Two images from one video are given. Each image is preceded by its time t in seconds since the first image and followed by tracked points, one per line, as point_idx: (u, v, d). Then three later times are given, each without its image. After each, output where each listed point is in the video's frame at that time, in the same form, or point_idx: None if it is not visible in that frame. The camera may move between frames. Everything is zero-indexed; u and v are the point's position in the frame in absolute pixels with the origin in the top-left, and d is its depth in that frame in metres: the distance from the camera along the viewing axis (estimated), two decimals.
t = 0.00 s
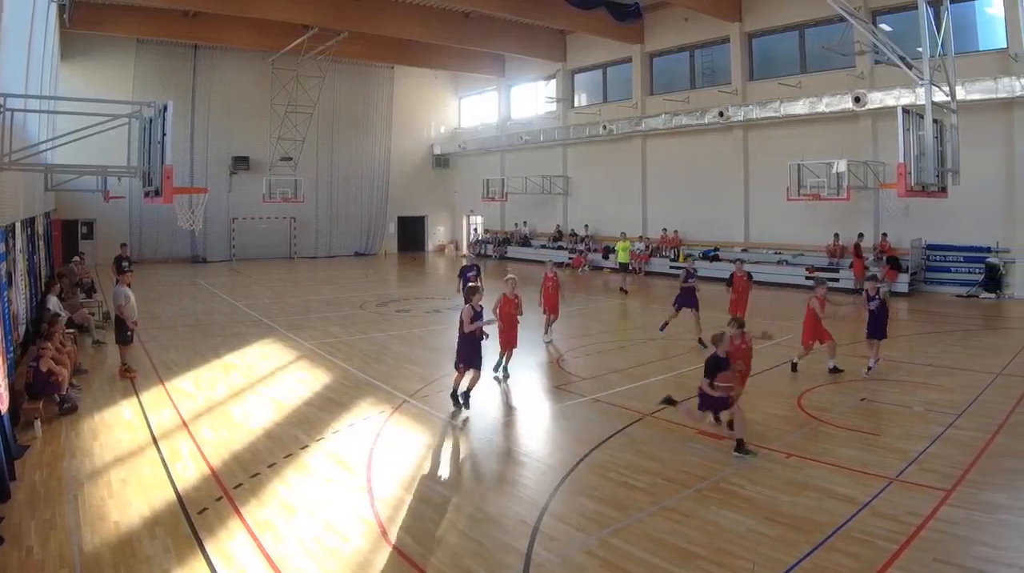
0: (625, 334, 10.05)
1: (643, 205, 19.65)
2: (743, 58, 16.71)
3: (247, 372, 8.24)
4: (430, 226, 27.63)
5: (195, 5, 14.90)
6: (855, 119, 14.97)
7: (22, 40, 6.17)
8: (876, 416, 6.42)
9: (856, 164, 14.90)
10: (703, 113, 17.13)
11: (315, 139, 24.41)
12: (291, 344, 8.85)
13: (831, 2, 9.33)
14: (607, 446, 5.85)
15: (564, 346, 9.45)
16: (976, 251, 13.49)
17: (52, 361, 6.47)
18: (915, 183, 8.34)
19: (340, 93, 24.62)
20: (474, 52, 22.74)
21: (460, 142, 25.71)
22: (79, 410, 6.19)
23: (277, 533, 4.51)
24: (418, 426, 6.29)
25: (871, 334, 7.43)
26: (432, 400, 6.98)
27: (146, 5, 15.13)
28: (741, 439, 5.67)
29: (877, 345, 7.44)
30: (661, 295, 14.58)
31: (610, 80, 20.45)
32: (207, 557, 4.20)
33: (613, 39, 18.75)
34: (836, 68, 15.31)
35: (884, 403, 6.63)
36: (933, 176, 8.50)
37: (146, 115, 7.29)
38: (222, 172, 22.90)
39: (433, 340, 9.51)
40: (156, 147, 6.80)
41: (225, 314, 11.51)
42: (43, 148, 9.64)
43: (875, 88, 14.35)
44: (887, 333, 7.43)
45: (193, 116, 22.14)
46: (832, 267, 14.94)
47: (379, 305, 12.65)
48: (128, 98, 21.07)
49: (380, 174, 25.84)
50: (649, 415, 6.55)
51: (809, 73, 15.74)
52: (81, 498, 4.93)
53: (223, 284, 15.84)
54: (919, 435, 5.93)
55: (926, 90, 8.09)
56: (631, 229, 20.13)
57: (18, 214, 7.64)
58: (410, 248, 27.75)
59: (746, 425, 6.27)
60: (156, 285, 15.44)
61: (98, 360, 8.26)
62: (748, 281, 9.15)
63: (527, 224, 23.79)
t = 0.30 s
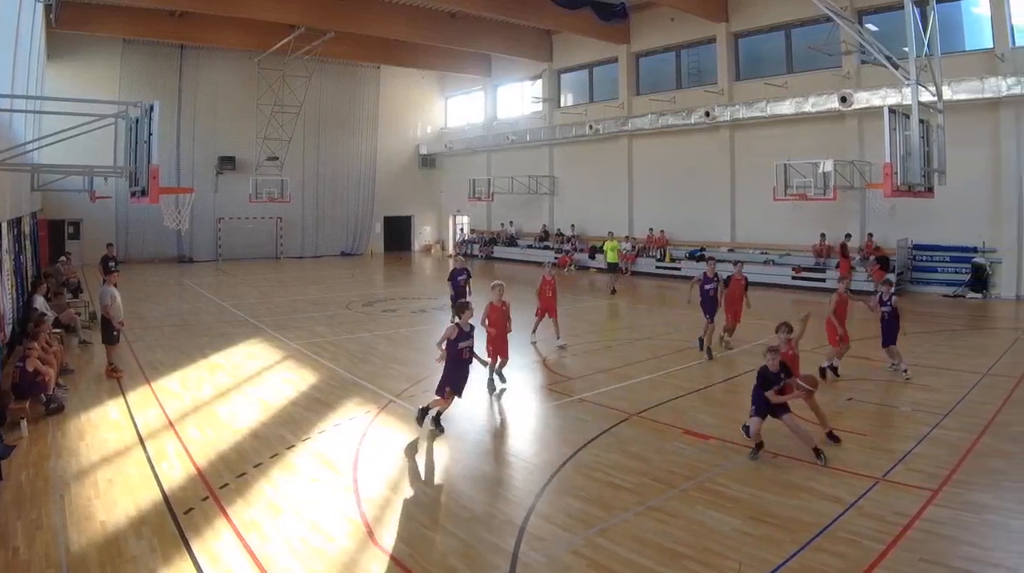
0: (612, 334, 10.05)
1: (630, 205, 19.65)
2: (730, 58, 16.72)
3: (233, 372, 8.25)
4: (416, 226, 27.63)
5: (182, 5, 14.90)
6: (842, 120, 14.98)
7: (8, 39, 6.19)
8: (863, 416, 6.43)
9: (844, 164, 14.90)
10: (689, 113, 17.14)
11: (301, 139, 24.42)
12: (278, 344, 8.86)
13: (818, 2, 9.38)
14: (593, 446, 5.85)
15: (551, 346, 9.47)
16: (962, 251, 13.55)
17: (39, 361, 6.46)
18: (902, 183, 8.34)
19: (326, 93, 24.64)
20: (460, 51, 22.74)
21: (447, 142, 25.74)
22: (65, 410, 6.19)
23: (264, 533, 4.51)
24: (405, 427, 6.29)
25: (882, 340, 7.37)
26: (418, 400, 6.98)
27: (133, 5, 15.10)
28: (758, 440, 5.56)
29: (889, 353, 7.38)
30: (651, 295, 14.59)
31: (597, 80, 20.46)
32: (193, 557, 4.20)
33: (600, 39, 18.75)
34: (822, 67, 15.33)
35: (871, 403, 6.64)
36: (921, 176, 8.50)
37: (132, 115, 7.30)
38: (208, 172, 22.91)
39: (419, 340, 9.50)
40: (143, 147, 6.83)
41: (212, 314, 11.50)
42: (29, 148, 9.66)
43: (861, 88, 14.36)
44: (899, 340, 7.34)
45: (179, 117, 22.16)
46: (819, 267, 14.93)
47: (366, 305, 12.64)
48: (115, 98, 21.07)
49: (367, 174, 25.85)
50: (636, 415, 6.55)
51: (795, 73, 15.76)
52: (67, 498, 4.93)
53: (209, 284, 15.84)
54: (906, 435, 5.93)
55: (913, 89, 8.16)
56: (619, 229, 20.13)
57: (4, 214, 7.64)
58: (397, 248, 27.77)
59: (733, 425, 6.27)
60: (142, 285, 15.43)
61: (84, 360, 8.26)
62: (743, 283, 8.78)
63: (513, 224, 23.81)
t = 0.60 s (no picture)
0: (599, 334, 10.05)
1: (617, 204, 19.66)
2: (717, 58, 16.72)
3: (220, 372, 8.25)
4: (404, 226, 27.65)
5: (171, 5, 14.89)
6: (829, 120, 14.99)
7: None
8: (850, 416, 6.43)
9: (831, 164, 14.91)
10: (677, 113, 17.14)
11: (289, 139, 24.44)
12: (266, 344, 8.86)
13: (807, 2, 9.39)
14: (580, 446, 5.85)
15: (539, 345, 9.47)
16: (950, 251, 13.56)
17: (26, 361, 6.47)
18: (889, 183, 8.39)
19: (314, 93, 24.65)
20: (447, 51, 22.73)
21: (434, 142, 25.78)
22: (53, 410, 6.19)
23: (251, 533, 4.51)
24: (393, 427, 6.29)
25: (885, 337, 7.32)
26: (406, 400, 6.98)
27: (120, 5, 15.07)
28: (755, 440, 5.56)
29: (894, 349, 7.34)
30: (641, 295, 14.59)
31: (584, 80, 20.47)
32: (180, 557, 4.20)
33: (587, 39, 18.75)
34: (810, 68, 15.33)
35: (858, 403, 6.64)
36: (907, 176, 8.58)
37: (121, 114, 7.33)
38: (196, 172, 22.90)
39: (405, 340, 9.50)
40: (131, 147, 6.90)
41: (199, 314, 11.50)
42: (17, 148, 9.69)
43: (849, 88, 14.37)
44: (903, 337, 7.31)
45: (166, 116, 22.15)
46: (807, 267, 14.97)
47: (353, 305, 12.64)
48: (103, 98, 21.06)
49: (355, 175, 25.87)
50: (624, 415, 6.55)
51: (782, 73, 15.77)
52: (55, 498, 4.92)
53: (196, 284, 15.85)
54: (894, 435, 5.93)
55: (900, 90, 8.20)
56: (606, 228, 20.13)
57: None
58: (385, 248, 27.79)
59: (721, 425, 6.28)
60: (130, 285, 15.42)
61: (71, 360, 8.27)
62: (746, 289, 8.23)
63: (500, 224, 23.84)
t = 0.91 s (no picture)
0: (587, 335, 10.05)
1: (606, 204, 19.68)
2: (705, 58, 16.73)
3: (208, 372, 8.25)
4: (392, 226, 27.68)
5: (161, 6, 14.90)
6: (817, 120, 15.02)
7: None
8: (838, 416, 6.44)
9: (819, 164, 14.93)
10: (665, 113, 17.15)
11: (277, 140, 24.44)
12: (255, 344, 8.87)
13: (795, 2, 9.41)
14: (569, 446, 5.85)
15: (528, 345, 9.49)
16: (938, 251, 13.58)
17: (14, 361, 6.48)
18: (878, 183, 8.40)
19: (304, 93, 24.68)
20: (436, 52, 22.75)
21: (422, 142, 25.81)
22: (41, 410, 6.19)
23: (239, 533, 4.51)
24: (382, 427, 6.30)
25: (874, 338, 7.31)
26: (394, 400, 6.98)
27: (108, 5, 15.04)
28: (740, 441, 5.56)
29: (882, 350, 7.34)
30: (630, 295, 14.59)
31: (573, 80, 20.49)
32: (168, 557, 4.20)
33: (576, 39, 18.78)
34: (798, 68, 15.35)
35: (846, 403, 6.65)
36: (896, 176, 8.60)
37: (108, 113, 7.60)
38: (184, 173, 22.90)
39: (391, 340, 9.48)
40: (120, 147, 7.11)
41: (188, 314, 11.50)
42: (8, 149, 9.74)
43: (837, 88, 14.38)
44: (892, 338, 7.30)
45: (155, 117, 22.16)
46: (795, 267, 15.01)
47: (341, 305, 12.63)
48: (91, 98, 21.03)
49: (344, 175, 25.89)
50: (612, 415, 6.56)
51: (770, 73, 15.78)
52: (43, 498, 4.92)
53: (184, 284, 15.84)
54: (883, 436, 5.93)
55: (889, 89, 8.22)
56: (595, 228, 20.14)
57: None
58: (374, 248, 27.81)
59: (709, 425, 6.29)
60: (119, 285, 15.41)
61: (60, 360, 8.28)
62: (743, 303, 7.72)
63: (489, 224, 23.87)
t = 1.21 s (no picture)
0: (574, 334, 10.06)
1: (593, 204, 19.69)
2: (692, 58, 16.74)
3: (196, 372, 8.25)
4: (379, 226, 27.71)
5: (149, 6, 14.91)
6: (805, 120, 15.04)
7: None
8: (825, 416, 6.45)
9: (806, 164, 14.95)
10: (652, 113, 17.15)
11: (264, 140, 24.45)
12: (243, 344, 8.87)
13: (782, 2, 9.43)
14: (556, 446, 5.85)
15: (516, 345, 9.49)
16: (925, 251, 13.62)
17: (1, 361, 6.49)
18: (865, 182, 8.43)
19: (291, 92, 24.69)
20: (423, 52, 22.75)
21: (409, 143, 25.82)
22: (28, 410, 6.19)
23: (227, 533, 4.51)
24: (370, 427, 6.30)
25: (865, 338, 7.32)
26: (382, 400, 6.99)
27: (95, 5, 15.02)
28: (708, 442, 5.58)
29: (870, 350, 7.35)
30: (618, 295, 14.60)
31: (560, 80, 20.50)
32: (156, 557, 4.20)
33: (563, 39, 18.81)
34: (786, 68, 15.36)
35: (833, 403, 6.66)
36: (883, 176, 8.63)
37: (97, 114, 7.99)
38: (172, 173, 22.89)
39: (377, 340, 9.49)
40: (107, 147, 7.42)
41: (175, 314, 11.51)
42: None
43: (825, 88, 14.39)
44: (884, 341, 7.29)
45: (142, 117, 22.15)
46: (783, 267, 15.03)
47: (328, 305, 12.63)
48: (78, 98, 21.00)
49: (331, 175, 25.90)
50: (599, 415, 6.56)
51: (758, 73, 15.79)
52: (30, 498, 4.91)
53: (172, 284, 15.84)
54: (870, 436, 5.94)
55: (876, 89, 8.24)
56: (582, 228, 20.14)
57: None
58: (362, 248, 27.82)
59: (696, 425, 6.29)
60: (106, 285, 15.40)
61: (47, 360, 8.29)
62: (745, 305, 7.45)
63: (476, 224, 23.88)
